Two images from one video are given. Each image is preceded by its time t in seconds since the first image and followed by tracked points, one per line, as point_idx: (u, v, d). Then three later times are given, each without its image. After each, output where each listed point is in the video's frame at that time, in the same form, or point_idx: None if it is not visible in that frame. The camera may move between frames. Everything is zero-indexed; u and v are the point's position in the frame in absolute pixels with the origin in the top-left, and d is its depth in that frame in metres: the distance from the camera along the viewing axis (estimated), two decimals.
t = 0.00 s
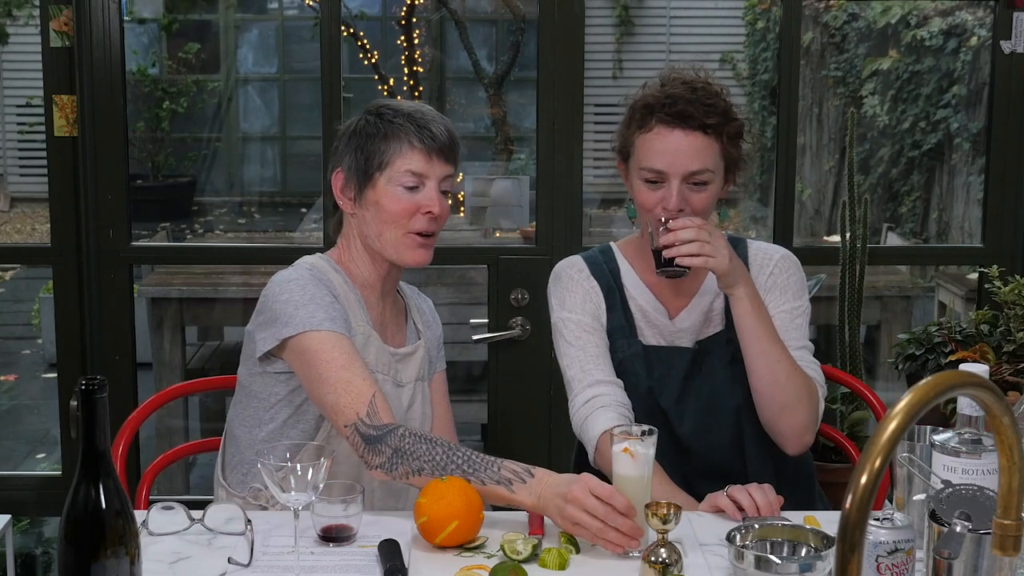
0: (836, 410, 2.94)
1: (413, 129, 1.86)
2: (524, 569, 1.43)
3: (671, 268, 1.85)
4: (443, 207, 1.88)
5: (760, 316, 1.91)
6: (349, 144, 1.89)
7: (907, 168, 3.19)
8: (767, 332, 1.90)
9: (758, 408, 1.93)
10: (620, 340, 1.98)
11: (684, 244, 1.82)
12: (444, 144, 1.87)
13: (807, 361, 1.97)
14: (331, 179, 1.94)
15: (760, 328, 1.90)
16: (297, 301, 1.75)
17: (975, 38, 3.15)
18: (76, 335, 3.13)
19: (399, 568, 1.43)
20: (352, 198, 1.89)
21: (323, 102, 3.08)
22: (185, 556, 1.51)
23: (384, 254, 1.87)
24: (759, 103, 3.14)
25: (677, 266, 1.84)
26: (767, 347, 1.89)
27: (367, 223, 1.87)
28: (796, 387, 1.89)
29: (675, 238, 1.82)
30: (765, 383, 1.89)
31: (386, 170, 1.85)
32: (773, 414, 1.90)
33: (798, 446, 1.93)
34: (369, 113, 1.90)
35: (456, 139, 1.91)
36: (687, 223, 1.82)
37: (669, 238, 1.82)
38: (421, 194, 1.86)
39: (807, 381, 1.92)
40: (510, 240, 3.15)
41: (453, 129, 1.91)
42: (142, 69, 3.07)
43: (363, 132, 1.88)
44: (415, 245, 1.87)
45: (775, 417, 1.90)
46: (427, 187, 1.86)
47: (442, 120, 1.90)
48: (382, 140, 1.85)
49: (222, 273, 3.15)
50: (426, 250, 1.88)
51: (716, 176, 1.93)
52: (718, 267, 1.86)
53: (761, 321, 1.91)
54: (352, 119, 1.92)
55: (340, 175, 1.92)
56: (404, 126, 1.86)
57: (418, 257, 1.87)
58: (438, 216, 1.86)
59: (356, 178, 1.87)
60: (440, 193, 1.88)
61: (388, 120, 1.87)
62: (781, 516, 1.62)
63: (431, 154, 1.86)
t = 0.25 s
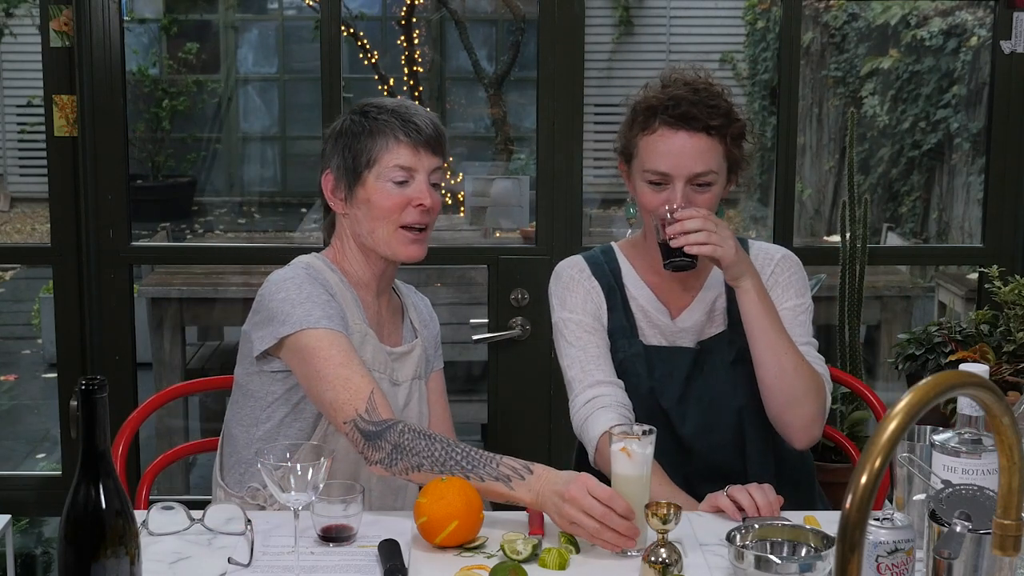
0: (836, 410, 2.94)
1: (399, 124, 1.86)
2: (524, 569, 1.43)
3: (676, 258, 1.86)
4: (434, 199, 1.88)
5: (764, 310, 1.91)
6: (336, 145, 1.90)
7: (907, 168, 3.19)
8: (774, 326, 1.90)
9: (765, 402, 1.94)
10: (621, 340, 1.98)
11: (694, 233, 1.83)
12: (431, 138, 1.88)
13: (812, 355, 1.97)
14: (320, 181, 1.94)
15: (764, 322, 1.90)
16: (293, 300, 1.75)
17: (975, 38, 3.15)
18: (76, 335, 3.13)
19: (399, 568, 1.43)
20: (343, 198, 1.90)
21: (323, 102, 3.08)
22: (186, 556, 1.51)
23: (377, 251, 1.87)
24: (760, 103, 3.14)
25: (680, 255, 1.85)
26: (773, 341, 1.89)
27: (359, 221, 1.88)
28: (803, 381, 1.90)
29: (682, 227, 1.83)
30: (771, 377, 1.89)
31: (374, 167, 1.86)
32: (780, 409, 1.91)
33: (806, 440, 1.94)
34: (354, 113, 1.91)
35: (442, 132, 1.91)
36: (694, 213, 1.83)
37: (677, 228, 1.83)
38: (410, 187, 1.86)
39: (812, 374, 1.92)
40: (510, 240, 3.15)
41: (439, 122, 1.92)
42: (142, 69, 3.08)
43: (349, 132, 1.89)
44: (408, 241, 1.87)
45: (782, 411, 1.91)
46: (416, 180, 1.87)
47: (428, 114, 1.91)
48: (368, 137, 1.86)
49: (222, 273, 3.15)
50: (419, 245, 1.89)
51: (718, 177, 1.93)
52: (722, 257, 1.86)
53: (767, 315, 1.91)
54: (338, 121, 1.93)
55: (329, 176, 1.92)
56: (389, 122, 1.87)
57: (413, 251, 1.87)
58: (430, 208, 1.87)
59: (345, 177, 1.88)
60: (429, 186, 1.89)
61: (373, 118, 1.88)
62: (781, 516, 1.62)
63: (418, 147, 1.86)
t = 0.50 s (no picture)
0: (836, 410, 2.94)
1: (395, 125, 1.87)
2: (524, 569, 1.43)
3: (678, 249, 1.83)
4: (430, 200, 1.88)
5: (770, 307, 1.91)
6: (333, 146, 1.91)
7: (907, 168, 3.19)
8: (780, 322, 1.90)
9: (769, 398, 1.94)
10: (622, 340, 1.98)
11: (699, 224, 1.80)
12: (428, 138, 1.88)
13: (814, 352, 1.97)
14: (319, 182, 1.95)
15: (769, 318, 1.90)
16: (291, 299, 1.75)
17: (975, 38, 3.15)
18: (76, 335, 3.13)
19: (399, 568, 1.43)
20: (340, 199, 1.90)
21: (323, 102, 3.08)
22: (186, 556, 1.51)
23: (375, 251, 1.87)
24: (759, 103, 3.14)
25: (682, 244, 1.82)
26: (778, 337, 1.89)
27: (356, 221, 1.88)
28: (808, 379, 1.90)
29: (688, 218, 1.80)
30: (776, 373, 1.89)
31: (370, 167, 1.86)
32: (783, 405, 1.91)
33: (810, 438, 1.93)
34: (351, 113, 1.91)
35: (439, 132, 1.92)
36: (700, 203, 1.81)
37: (683, 218, 1.80)
38: (406, 188, 1.86)
39: (817, 373, 1.92)
40: (510, 240, 3.15)
41: (436, 122, 1.92)
42: (142, 69, 3.08)
43: (346, 132, 1.89)
44: (404, 241, 1.87)
45: (784, 408, 1.91)
46: (413, 180, 1.87)
47: (425, 115, 1.91)
48: (364, 137, 1.87)
49: (222, 273, 3.15)
50: (416, 245, 1.88)
51: (722, 178, 1.93)
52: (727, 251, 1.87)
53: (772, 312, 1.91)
54: (336, 122, 1.94)
55: (327, 176, 1.93)
56: (385, 122, 1.87)
57: (410, 252, 1.87)
58: (426, 208, 1.87)
59: (342, 178, 1.89)
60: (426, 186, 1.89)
61: (370, 118, 1.89)
62: (781, 516, 1.62)
63: (414, 147, 1.87)
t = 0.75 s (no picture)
0: (836, 410, 2.94)
1: (396, 125, 1.87)
2: (524, 570, 1.43)
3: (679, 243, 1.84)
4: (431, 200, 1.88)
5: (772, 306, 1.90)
6: (335, 145, 1.91)
7: (907, 168, 3.19)
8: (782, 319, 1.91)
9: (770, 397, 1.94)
10: (623, 340, 1.98)
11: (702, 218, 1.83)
12: (428, 138, 1.88)
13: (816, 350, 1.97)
14: (320, 180, 1.95)
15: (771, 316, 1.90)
16: (287, 299, 1.75)
17: (975, 38, 3.15)
18: (76, 335, 3.13)
19: (399, 568, 1.43)
20: (341, 198, 1.90)
21: (323, 102, 3.08)
22: (186, 556, 1.51)
23: (375, 251, 1.87)
24: (759, 103, 3.14)
25: (685, 237, 1.84)
26: (780, 337, 1.89)
27: (357, 221, 1.88)
28: (810, 378, 1.90)
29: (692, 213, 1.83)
30: (777, 373, 1.89)
31: (371, 167, 1.86)
32: (785, 404, 1.91)
33: (812, 438, 1.93)
34: (353, 112, 1.91)
35: (441, 132, 1.91)
36: (704, 200, 1.84)
37: (687, 212, 1.84)
38: (406, 187, 1.86)
39: (819, 372, 1.92)
40: (510, 240, 3.15)
41: (437, 122, 1.92)
42: (142, 69, 3.07)
43: (346, 131, 1.89)
44: (404, 240, 1.87)
45: (786, 407, 1.91)
46: (412, 180, 1.87)
47: (427, 115, 1.91)
48: (364, 136, 1.87)
49: (222, 273, 3.15)
50: (417, 245, 1.88)
51: (725, 179, 1.93)
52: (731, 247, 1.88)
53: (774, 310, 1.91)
54: (338, 121, 1.94)
55: (328, 175, 1.93)
56: (386, 121, 1.87)
57: (410, 250, 1.87)
58: (426, 209, 1.87)
59: (343, 177, 1.89)
60: (426, 186, 1.89)
61: (371, 117, 1.88)
62: (781, 516, 1.61)
63: (414, 147, 1.87)
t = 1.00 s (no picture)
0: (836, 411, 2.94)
1: (398, 125, 1.87)
2: (524, 569, 1.43)
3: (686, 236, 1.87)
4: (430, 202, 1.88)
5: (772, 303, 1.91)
6: (340, 143, 1.92)
7: (907, 168, 3.19)
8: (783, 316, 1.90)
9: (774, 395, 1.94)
10: (623, 340, 1.98)
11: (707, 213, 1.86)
12: (431, 138, 1.88)
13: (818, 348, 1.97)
14: (325, 179, 1.96)
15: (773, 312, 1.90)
16: (272, 294, 1.75)
17: (975, 38, 3.15)
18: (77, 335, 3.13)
19: (399, 568, 1.43)
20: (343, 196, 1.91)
21: (323, 102, 3.08)
22: (186, 556, 1.51)
23: (372, 252, 1.87)
24: (759, 104, 3.14)
25: (689, 230, 1.86)
26: (783, 334, 1.89)
27: (357, 220, 1.89)
28: (814, 375, 1.90)
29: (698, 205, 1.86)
30: (781, 370, 1.89)
31: (372, 166, 1.86)
32: (789, 401, 1.90)
33: (815, 435, 1.93)
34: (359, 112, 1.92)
35: (444, 132, 1.91)
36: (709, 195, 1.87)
37: (692, 206, 1.87)
38: (406, 188, 1.86)
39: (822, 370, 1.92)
40: (510, 240, 3.15)
41: (442, 122, 1.92)
42: (142, 69, 3.07)
43: (351, 130, 1.90)
44: (402, 241, 1.87)
45: (789, 404, 1.91)
46: (412, 181, 1.87)
47: (430, 115, 1.91)
48: (367, 135, 1.87)
49: (222, 273, 3.15)
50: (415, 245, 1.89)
51: (728, 180, 1.93)
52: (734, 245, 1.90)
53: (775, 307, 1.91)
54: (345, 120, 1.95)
55: (332, 174, 1.94)
56: (388, 121, 1.88)
57: (405, 252, 1.87)
58: (425, 210, 1.87)
59: (345, 176, 1.89)
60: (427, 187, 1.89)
61: (375, 116, 1.89)
62: (781, 516, 1.61)
63: (415, 148, 1.87)
